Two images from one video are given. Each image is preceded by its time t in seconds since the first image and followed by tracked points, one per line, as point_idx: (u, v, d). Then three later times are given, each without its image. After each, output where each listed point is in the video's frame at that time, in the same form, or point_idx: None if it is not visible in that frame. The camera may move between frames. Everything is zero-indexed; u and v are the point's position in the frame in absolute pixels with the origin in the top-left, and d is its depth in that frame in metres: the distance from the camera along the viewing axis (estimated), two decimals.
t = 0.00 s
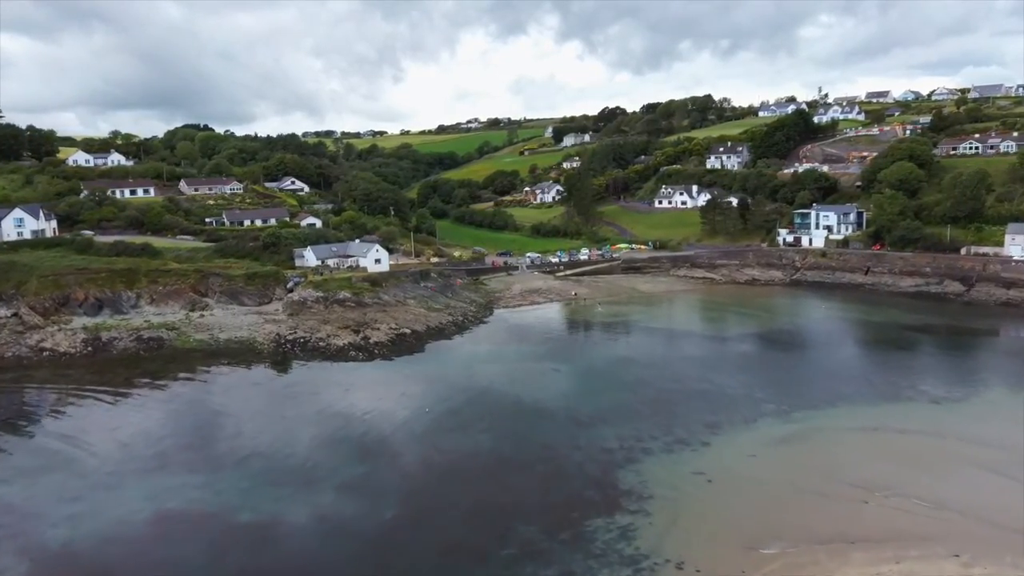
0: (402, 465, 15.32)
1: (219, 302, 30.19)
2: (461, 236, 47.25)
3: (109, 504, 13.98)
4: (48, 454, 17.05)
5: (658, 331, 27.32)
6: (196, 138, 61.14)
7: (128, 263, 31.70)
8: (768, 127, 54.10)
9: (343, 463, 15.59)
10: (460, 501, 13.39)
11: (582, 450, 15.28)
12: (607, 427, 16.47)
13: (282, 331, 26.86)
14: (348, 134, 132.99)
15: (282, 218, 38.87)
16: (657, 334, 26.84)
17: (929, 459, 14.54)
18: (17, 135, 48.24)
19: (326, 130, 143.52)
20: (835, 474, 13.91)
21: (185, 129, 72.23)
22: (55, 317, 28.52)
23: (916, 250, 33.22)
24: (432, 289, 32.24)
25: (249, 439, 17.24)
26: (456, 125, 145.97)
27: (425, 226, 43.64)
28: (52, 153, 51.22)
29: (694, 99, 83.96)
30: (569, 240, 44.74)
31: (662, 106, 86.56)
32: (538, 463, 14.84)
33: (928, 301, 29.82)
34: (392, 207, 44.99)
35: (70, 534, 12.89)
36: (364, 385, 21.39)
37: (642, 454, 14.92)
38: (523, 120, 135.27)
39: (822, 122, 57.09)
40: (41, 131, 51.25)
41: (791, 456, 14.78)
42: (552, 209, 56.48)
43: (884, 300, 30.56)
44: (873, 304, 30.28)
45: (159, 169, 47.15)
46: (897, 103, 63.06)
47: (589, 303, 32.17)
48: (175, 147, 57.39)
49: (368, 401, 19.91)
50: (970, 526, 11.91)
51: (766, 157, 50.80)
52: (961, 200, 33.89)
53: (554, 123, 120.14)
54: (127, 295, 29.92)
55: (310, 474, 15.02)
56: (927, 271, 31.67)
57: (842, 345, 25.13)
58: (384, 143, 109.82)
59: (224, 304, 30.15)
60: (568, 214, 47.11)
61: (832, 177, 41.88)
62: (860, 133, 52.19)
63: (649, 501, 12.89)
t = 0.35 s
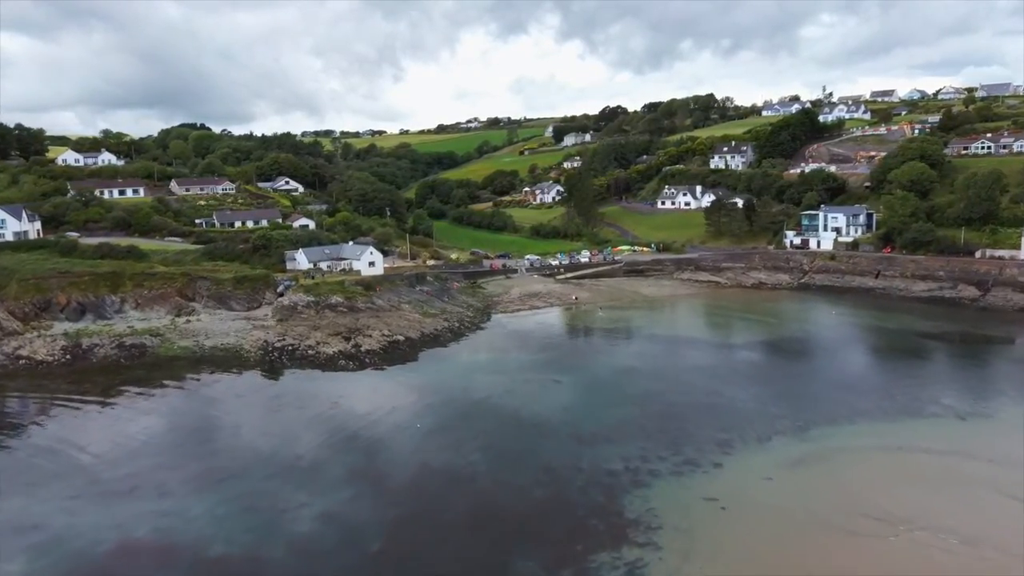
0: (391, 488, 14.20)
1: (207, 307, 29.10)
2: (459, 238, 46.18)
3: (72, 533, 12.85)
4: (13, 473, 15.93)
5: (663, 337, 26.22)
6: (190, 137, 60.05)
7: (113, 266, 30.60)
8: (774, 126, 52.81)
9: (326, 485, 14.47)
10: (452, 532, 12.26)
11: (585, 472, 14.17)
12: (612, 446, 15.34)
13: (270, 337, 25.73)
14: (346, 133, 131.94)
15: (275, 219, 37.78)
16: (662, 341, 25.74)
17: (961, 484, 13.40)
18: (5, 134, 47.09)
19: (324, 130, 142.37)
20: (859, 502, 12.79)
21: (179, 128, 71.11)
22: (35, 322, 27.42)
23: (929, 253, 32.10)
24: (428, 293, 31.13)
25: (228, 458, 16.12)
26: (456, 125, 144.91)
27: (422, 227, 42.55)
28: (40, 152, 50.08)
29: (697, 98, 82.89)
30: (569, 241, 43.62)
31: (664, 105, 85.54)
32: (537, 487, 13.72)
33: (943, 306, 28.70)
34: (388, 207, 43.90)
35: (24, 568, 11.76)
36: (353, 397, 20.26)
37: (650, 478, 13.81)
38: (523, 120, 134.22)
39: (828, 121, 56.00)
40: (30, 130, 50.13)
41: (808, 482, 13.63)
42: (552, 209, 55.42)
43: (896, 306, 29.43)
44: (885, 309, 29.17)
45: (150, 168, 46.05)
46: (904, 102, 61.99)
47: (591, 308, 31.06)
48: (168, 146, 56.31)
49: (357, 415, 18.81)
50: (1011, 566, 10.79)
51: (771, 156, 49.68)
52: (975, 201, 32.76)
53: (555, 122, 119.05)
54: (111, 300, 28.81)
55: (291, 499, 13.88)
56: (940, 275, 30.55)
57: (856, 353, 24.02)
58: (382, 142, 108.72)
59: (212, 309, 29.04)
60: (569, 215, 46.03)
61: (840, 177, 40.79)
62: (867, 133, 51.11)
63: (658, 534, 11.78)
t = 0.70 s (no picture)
0: (377, 516, 13.12)
1: (192, 313, 27.99)
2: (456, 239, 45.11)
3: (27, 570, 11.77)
4: None
5: (667, 345, 25.13)
6: (183, 136, 58.94)
7: (95, 270, 29.48)
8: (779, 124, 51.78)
9: (306, 512, 13.38)
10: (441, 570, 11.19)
11: (586, 499, 13.10)
12: (616, 469, 14.26)
13: (257, 344, 24.63)
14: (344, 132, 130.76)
15: (266, 220, 36.69)
16: (666, 348, 24.65)
17: (995, 516, 12.33)
18: None
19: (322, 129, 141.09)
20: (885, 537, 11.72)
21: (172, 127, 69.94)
22: (13, 328, 26.28)
23: (941, 256, 31.01)
24: (423, 298, 30.04)
25: (204, 480, 15.03)
26: (455, 124, 143.79)
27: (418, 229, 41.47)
28: (27, 151, 48.91)
29: (699, 97, 81.80)
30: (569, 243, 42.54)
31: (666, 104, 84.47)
32: (534, 517, 12.63)
33: (958, 312, 27.59)
34: (383, 208, 42.81)
35: None
36: (341, 410, 19.17)
37: (658, 506, 12.73)
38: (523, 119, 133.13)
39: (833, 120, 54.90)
40: (17, 128, 48.99)
41: (825, 510, 12.59)
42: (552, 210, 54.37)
43: (909, 310, 28.34)
44: (897, 314, 28.07)
45: (140, 168, 44.92)
46: (910, 101, 60.90)
47: (592, 313, 29.97)
48: (160, 145, 55.17)
49: (344, 429, 17.74)
50: None
51: (775, 156, 48.61)
52: (989, 202, 31.67)
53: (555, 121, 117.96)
54: (93, 304, 27.68)
55: (268, 529, 12.80)
56: (954, 279, 29.47)
57: (870, 362, 22.93)
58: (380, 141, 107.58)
59: (198, 315, 27.93)
60: (569, 216, 44.95)
61: (847, 177, 39.72)
62: (873, 132, 50.02)
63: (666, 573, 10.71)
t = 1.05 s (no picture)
0: (359, 545, 12.06)
1: (177, 318, 26.93)
2: (453, 240, 44.06)
3: None
4: None
5: (671, 352, 24.07)
6: (175, 135, 57.83)
7: (77, 273, 28.40)
8: (782, 123, 50.77)
9: (283, 541, 12.34)
10: None
11: (587, 529, 12.05)
12: (619, 494, 13.21)
13: (241, 352, 23.54)
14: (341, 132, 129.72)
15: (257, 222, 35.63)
16: (671, 355, 23.61)
17: None
18: None
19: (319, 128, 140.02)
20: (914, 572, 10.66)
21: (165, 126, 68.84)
22: None
23: (954, 259, 29.96)
24: (417, 303, 28.98)
25: (176, 505, 13.96)
26: (453, 123, 142.73)
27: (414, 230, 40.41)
28: (15, 151, 47.79)
29: (700, 96, 80.81)
30: (569, 244, 41.49)
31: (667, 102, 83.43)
32: (530, 548, 11.59)
33: (972, 316, 26.55)
34: (378, 209, 41.77)
35: None
36: (326, 423, 18.11)
37: (664, 537, 11.68)
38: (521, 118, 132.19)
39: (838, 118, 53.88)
40: (4, 127, 47.87)
41: (846, 540, 11.54)
42: (552, 210, 53.33)
43: (921, 315, 27.28)
44: (909, 319, 27.02)
45: (129, 168, 43.83)
46: (916, 99, 59.94)
47: (592, 317, 28.92)
48: (151, 144, 54.09)
49: (329, 445, 16.68)
50: None
51: (779, 155, 47.56)
52: (1003, 202, 30.62)
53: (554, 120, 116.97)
54: (73, 309, 26.58)
55: (241, 561, 11.74)
56: (967, 282, 28.43)
57: (884, 370, 21.88)
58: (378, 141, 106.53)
59: (183, 320, 26.87)
60: (568, 217, 43.93)
61: (854, 177, 38.67)
62: (879, 130, 49.02)
63: None
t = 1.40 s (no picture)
0: None
1: (161, 323, 25.86)
2: (450, 242, 43.02)
3: None
4: None
5: (676, 359, 23.03)
6: (167, 135, 56.70)
7: (58, 277, 27.32)
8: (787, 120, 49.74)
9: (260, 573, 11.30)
10: None
11: (591, 560, 11.03)
12: (625, 519, 12.18)
13: (226, 359, 22.48)
14: (338, 131, 128.56)
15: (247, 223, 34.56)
16: (676, 362, 22.57)
17: None
18: None
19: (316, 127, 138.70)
20: None
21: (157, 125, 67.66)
22: None
23: (968, 260, 28.94)
24: (411, 307, 27.94)
25: (147, 532, 12.94)
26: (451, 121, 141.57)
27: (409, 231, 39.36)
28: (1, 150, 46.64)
29: (701, 93, 79.81)
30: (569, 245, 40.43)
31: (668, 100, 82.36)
32: None
33: (989, 320, 25.54)
34: (373, 209, 40.72)
35: None
36: (312, 437, 17.03)
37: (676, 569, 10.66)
38: (520, 116, 131.07)
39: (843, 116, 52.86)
40: None
41: (878, 575, 10.47)
42: (551, 210, 52.29)
43: (935, 319, 26.25)
44: (923, 323, 26.00)
45: (117, 167, 42.71)
46: (922, 96, 58.92)
47: (594, 322, 27.89)
48: (142, 143, 52.97)
49: (315, 461, 15.62)
50: None
51: (784, 154, 46.52)
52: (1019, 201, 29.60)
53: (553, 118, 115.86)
54: (53, 313, 25.40)
55: None
56: (982, 285, 27.42)
57: (900, 379, 20.85)
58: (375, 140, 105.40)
59: (167, 325, 25.81)
60: (568, 217, 42.89)
61: (862, 176, 37.64)
62: (886, 128, 48.00)
63: None
